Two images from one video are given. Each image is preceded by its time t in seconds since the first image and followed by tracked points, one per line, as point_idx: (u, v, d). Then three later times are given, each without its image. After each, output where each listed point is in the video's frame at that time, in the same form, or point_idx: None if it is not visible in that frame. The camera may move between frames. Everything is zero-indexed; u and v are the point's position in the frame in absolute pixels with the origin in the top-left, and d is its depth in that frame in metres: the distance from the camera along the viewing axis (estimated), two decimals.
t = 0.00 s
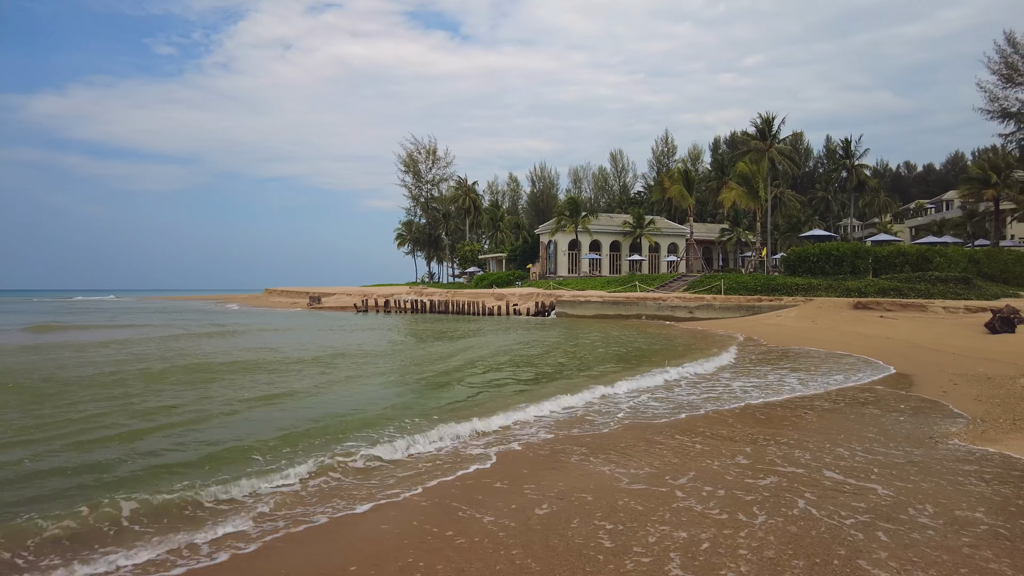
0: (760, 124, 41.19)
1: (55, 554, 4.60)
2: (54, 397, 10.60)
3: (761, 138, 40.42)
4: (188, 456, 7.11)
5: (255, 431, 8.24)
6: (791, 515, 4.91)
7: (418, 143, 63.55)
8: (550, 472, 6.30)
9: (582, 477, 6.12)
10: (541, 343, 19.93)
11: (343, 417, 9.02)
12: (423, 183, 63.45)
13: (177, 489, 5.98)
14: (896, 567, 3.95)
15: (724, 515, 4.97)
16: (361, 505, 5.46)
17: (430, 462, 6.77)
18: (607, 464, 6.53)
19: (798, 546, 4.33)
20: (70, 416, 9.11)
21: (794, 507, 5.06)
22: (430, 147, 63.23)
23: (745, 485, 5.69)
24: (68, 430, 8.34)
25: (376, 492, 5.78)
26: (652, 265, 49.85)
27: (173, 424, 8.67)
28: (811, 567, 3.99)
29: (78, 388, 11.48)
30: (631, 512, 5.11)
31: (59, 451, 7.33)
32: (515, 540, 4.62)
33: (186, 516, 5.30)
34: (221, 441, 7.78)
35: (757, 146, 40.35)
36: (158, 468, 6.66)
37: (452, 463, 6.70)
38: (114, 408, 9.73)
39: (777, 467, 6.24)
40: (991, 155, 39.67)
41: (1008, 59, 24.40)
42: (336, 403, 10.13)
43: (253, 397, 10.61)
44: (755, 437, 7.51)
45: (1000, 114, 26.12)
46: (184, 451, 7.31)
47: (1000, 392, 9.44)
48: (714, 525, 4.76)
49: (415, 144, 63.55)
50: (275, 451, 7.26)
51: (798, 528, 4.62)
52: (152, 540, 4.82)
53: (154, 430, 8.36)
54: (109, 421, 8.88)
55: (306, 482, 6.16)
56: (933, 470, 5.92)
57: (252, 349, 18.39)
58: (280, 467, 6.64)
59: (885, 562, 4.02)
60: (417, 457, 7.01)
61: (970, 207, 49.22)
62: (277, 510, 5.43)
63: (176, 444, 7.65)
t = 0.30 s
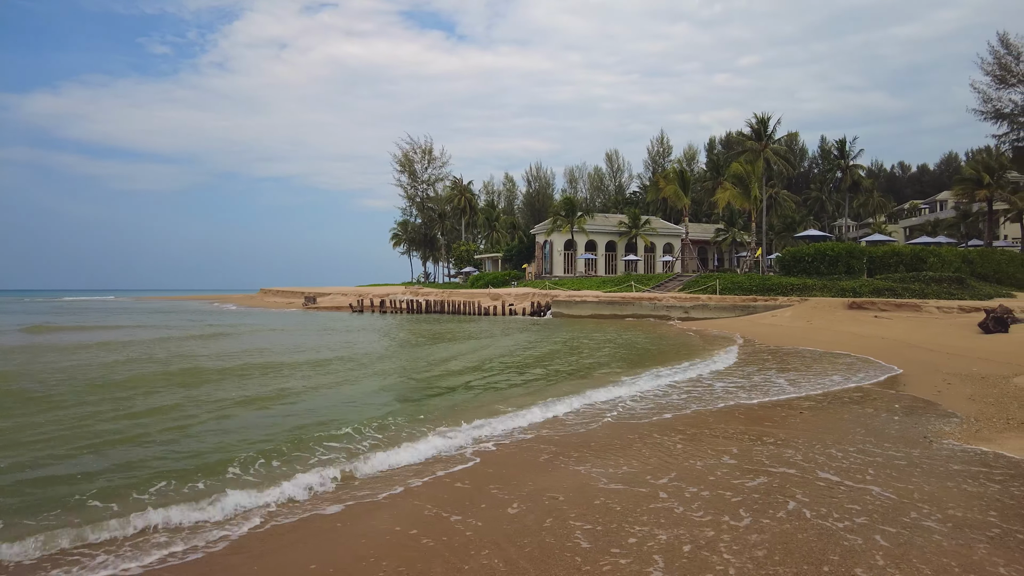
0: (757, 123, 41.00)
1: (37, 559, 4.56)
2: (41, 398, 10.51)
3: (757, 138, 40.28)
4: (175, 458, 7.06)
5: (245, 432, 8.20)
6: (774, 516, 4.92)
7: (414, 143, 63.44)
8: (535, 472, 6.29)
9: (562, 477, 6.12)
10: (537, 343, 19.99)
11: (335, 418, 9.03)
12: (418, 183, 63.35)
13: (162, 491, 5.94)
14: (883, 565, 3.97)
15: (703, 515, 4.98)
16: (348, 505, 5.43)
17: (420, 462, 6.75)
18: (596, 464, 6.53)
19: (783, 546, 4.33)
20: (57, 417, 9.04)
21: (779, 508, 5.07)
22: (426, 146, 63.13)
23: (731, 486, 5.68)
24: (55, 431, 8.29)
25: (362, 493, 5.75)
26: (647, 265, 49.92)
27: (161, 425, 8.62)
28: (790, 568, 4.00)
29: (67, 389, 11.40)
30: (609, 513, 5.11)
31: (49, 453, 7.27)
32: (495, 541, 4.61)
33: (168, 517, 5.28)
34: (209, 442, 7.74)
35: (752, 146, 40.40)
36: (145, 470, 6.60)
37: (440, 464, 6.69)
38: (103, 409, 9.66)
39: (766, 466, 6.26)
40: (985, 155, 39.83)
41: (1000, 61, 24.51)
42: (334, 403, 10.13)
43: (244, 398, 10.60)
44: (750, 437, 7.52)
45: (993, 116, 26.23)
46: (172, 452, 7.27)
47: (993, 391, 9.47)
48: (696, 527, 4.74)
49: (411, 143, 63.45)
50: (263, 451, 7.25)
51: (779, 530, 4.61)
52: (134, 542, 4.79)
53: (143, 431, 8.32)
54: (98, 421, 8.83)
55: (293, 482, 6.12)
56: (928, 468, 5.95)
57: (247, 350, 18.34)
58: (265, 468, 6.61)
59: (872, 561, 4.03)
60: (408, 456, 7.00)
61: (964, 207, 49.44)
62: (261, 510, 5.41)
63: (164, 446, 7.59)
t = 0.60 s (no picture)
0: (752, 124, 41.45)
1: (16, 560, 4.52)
2: (30, 398, 10.42)
3: (753, 138, 40.53)
4: (161, 458, 7.01)
5: (234, 432, 8.15)
6: (756, 516, 4.92)
7: (410, 143, 63.38)
8: (521, 472, 6.28)
9: (545, 476, 6.13)
10: (533, 343, 20.02)
11: (329, 417, 9.01)
12: (415, 182, 63.27)
13: (145, 491, 5.89)
14: (863, 566, 3.97)
15: (685, 515, 4.98)
16: (330, 505, 5.41)
17: (409, 461, 6.72)
18: (585, 464, 6.52)
19: (765, 546, 4.34)
20: (45, 418, 8.95)
21: (761, 509, 5.08)
22: (422, 146, 63.10)
23: (714, 487, 5.68)
24: (43, 431, 8.21)
25: (346, 492, 5.73)
26: (643, 265, 49.97)
27: (149, 425, 8.55)
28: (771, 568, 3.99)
29: (57, 390, 11.31)
30: (590, 513, 5.11)
31: (34, 453, 7.19)
32: (475, 541, 4.61)
33: (150, 517, 5.24)
34: (198, 442, 7.68)
35: (748, 146, 40.54)
36: (132, 471, 6.54)
37: (429, 462, 6.67)
38: (92, 409, 9.58)
39: (758, 467, 6.24)
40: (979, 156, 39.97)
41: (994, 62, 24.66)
42: (331, 403, 10.13)
43: (234, 398, 10.55)
44: (745, 437, 7.50)
45: (987, 116, 26.36)
46: (160, 452, 7.21)
47: (988, 391, 9.49)
48: (676, 526, 4.74)
49: (407, 143, 63.37)
50: (250, 451, 7.21)
51: (760, 530, 4.62)
52: (115, 542, 4.75)
53: (132, 432, 8.24)
54: (86, 422, 8.75)
55: (277, 482, 6.09)
56: (919, 468, 5.96)
57: (241, 350, 18.28)
58: (250, 467, 6.58)
59: (854, 563, 4.02)
60: (397, 455, 6.98)
61: (959, 207, 49.64)
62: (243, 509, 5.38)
63: (153, 446, 7.52)
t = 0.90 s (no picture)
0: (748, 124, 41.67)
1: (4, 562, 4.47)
2: (20, 400, 10.34)
3: (749, 138, 40.69)
4: (146, 460, 6.95)
5: (223, 434, 8.11)
6: (736, 516, 4.93)
7: (406, 142, 63.29)
8: (506, 472, 6.27)
9: (526, 475, 6.14)
10: (529, 343, 20.06)
11: (323, 418, 9.00)
12: (411, 182, 63.19)
13: (125, 494, 5.84)
14: (840, 566, 3.98)
15: (661, 515, 4.98)
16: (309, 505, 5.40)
17: (397, 462, 6.70)
18: (574, 464, 6.51)
19: (743, 547, 4.34)
20: (32, 421, 8.87)
21: (741, 509, 5.09)
22: (419, 146, 63.06)
23: (694, 487, 5.69)
24: (29, 434, 8.14)
25: (328, 492, 5.72)
26: (640, 265, 50.01)
27: (137, 428, 8.48)
28: (748, 568, 4.00)
29: (47, 392, 11.22)
30: (567, 513, 5.11)
31: (19, 457, 7.12)
32: (452, 540, 4.61)
33: (129, 518, 5.22)
34: (186, 445, 7.63)
35: (744, 147, 40.79)
36: (117, 474, 6.49)
37: (419, 463, 6.65)
38: (81, 411, 9.51)
39: (749, 467, 6.25)
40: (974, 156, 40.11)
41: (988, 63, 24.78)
42: (330, 404, 10.14)
43: (224, 399, 10.53)
44: (740, 436, 7.52)
45: (982, 117, 26.49)
46: (145, 455, 7.15)
47: (983, 390, 9.51)
48: (653, 527, 4.75)
49: (404, 143, 63.28)
50: (237, 453, 7.17)
51: (737, 530, 4.63)
52: (91, 543, 4.72)
53: (120, 434, 8.17)
54: (74, 424, 8.68)
55: (259, 483, 6.07)
56: (910, 468, 5.98)
57: (234, 351, 18.22)
58: (239, 468, 6.57)
59: (832, 563, 4.04)
60: (387, 456, 6.97)
61: (954, 208, 49.84)
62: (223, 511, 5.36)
63: (140, 449, 7.47)
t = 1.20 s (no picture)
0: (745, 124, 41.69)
1: None
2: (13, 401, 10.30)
3: (746, 139, 40.64)
4: (136, 461, 6.93)
5: (214, 435, 8.09)
6: (717, 517, 4.94)
7: (404, 142, 63.23)
8: (497, 472, 6.27)
9: (512, 476, 6.15)
10: (527, 343, 20.10)
11: (319, 419, 9.00)
12: (408, 182, 63.15)
13: (112, 496, 5.82)
14: (823, 565, 4.01)
15: (645, 514, 4.99)
16: (296, 506, 5.41)
17: (387, 462, 6.73)
18: (565, 464, 6.52)
19: (729, 547, 4.35)
20: (24, 422, 8.83)
21: (722, 507, 5.13)
22: (416, 146, 63.02)
23: (677, 485, 5.72)
24: (20, 436, 8.09)
25: (313, 493, 5.74)
26: (637, 265, 50.10)
27: (130, 429, 8.45)
28: (733, 567, 4.02)
29: (43, 393, 11.18)
30: (550, 513, 5.12)
31: (9, 459, 7.09)
32: (437, 540, 4.63)
33: (113, 522, 5.19)
34: (176, 446, 7.60)
35: (741, 147, 40.68)
36: (106, 475, 6.45)
37: (408, 463, 6.68)
38: (75, 412, 9.48)
39: (738, 466, 6.29)
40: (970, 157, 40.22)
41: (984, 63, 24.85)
42: (329, 403, 10.17)
43: (216, 400, 10.51)
44: (735, 436, 7.55)
45: (977, 118, 26.55)
46: (136, 456, 7.14)
47: (978, 390, 9.57)
48: (635, 526, 4.77)
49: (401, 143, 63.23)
50: (227, 454, 7.17)
51: (718, 530, 4.65)
52: (75, 547, 4.70)
53: (113, 435, 8.15)
54: (67, 424, 8.69)
55: (246, 484, 6.06)
56: (905, 467, 6.03)
57: (230, 351, 18.22)
58: (228, 469, 6.58)
59: (820, 563, 4.04)
60: (377, 456, 6.99)
61: (949, 208, 49.98)
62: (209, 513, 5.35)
63: (129, 450, 7.45)
